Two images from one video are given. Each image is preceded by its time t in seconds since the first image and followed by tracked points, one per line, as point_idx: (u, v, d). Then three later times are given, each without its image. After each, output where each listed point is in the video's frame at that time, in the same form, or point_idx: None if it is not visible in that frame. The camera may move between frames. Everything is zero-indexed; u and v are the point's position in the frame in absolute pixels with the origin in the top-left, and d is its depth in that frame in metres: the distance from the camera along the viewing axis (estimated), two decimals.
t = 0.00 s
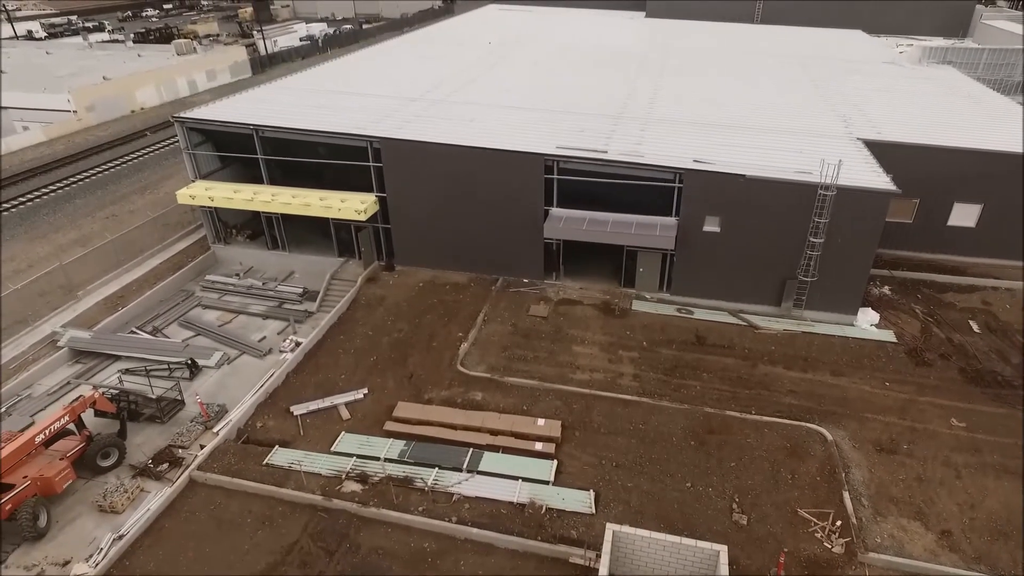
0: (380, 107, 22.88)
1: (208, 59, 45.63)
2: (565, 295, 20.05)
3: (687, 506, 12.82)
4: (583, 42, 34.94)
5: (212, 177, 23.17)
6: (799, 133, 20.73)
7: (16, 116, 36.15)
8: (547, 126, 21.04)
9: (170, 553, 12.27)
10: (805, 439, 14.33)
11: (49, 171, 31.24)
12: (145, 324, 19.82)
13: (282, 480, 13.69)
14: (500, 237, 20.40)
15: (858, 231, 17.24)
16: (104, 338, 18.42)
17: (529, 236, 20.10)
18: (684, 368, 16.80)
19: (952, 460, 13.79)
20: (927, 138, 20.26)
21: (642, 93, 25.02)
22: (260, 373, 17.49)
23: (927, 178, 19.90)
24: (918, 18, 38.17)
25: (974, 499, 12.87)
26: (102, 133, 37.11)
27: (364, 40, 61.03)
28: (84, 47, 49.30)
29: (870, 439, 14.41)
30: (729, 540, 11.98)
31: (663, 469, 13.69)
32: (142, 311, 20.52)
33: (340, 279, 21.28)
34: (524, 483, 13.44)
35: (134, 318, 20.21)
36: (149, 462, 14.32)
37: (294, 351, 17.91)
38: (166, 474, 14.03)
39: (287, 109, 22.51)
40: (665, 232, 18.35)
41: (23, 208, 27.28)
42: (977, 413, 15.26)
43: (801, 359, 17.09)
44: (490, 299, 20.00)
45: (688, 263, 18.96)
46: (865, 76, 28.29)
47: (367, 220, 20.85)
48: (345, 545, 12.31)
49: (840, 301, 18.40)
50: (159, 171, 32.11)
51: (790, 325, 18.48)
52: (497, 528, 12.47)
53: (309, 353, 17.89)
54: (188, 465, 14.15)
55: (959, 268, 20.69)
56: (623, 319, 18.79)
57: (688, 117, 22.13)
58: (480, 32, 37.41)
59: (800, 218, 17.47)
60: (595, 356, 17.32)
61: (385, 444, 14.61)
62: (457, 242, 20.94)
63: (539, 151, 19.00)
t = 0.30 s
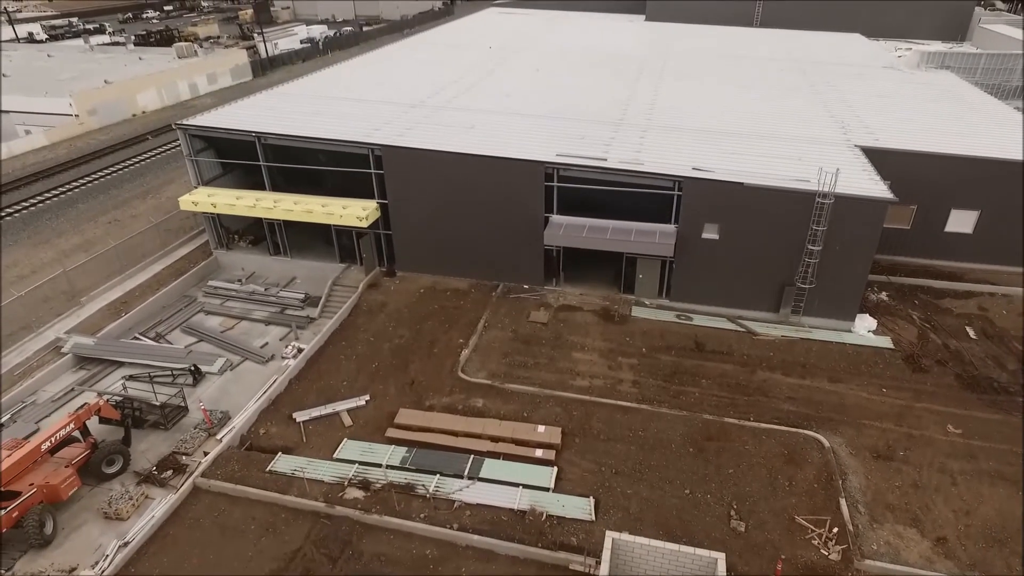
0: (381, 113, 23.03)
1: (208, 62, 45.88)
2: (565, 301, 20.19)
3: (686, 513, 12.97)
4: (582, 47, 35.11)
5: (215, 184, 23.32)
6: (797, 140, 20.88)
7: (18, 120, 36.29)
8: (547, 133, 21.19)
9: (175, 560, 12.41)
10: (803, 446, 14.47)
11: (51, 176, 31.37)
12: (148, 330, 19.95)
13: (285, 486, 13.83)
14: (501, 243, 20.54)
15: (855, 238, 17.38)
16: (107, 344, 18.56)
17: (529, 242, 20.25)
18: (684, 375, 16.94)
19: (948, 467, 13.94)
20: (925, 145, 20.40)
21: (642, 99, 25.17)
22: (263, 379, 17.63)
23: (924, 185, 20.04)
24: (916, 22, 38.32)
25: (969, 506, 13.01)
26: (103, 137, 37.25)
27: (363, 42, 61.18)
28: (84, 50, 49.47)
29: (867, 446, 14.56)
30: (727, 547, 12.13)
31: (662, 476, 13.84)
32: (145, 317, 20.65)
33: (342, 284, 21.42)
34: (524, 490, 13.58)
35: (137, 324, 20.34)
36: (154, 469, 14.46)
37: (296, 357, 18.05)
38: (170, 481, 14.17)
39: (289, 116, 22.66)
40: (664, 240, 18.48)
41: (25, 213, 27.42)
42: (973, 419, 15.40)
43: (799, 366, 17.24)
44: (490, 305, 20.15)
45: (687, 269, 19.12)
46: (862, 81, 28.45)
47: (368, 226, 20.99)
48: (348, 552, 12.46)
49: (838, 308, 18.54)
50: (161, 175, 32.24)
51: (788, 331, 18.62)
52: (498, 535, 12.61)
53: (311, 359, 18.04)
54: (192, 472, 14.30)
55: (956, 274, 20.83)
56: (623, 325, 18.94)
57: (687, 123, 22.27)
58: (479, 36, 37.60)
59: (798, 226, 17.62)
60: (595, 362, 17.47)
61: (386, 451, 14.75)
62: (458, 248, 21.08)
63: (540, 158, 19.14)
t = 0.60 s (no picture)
0: (382, 119, 23.16)
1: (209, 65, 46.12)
2: (565, 306, 20.33)
3: (684, 519, 13.10)
4: (581, 51, 35.30)
5: (216, 189, 23.44)
6: (795, 147, 21.02)
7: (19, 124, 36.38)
8: (547, 140, 21.32)
9: (179, 567, 12.54)
10: (800, 453, 14.61)
11: (53, 180, 31.48)
12: (151, 336, 20.08)
13: (287, 493, 13.96)
14: (501, 249, 20.67)
15: (853, 245, 17.52)
16: (110, 350, 18.68)
17: (529, 248, 20.38)
18: (683, 381, 17.08)
19: (944, 473, 14.09)
20: (922, 151, 20.52)
21: (641, 104, 25.32)
22: (265, 386, 17.76)
23: (922, 191, 20.17)
24: (914, 25, 38.47)
25: (965, 513, 13.14)
26: (104, 140, 37.36)
27: (364, 44, 61.25)
28: (84, 52, 49.59)
29: (864, 453, 14.70)
30: (725, 554, 12.27)
31: (662, 482, 13.97)
32: (147, 323, 20.77)
33: (343, 290, 21.55)
34: (525, 497, 13.71)
35: (140, 330, 20.46)
36: (158, 475, 14.59)
37: (298, 363, 18.18)
38: (174, 488, 14.30)
39: (290, 122, 22.78)
40: (663, 246, 18.62)
41: (27, 218, 27.53)
42: (970, 425, 15.53)
43: (797, 372, 17.38)
44: (490, 311, 20.28)
45: (686, 276, 19.27)
46: (861, 86, 28.60)
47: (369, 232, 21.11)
48: (350, 558, 12.61)
49: (835, 314, 18.69)
50: (162, 180, 32.36)
51: (786, 337, 18.77)
52: (498, 541, 12.74)
53: (313, 366, 18.16)
54: (196, 479, 14.42)
55: (954, 279, 20.96)
56: (622, 331, 19.07)
57: (686, 129, 22.42)
58: (479, 41, 37.77)
59: (796, 233, 17.77)
60: (594, 368, 17.60)
61: (388, 457, 14.89)
62: (458, 254, 21.22)
63: (539, 165, 19.27)
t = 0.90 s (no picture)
0: (383, 125, 23.25)
1: (209, 68, 46.20)
2: (565, 311, 20.43)
3: (683, 525, 13.21)
4: (581, 55, 35.39)
5: (217, 194, 23.53)
6: (794, 152, 21.13)
7: (20, 127, 36.45)
8: (547, 145, 21.41)
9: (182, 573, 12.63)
10: (799, 459, 14.71)
11: (54, 184, 31.54)
12: (153, 341, 20.17)
13: (289, 499, 14.06)
14: (501, 255, 20.77)
15: (851, 251, 17.62)
16: (112, 355, 18.77)
17: (529, 254, 20.47)
18: (682, 387, 17.17)
19: (941, 479, 14.19)
20: (921, 157, 20.62)
21: (640, 109, 25.43)
22: (266, 391, 17.84)
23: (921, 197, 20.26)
24: (912, 28, 38.57)
25: (962, 519, 13.23)
26: (105, 143, 37.43)
27: (364, 46, 61.32)
28: (84, 54, 49.64)
29: (862, 458, 14.80)
30: (724, 561, 12.37)
31: (661, 488, 14.07)
32: (149, 328, 20.86)
33: (344, 295, 21.65)
34: (525, 502, 13.81)
35: (142, 335, 20.55)
36: (160, 481, 14.69)
37: (299, 368, 18.27)
38: (177, 494, 14.40)
39: (291, 128, 22.86)
40: (662, 252, 18.72)
41: (28, 222, 27.60)
42: (967, 430, 15.63)
43: (796, 377, 17.47)
44: (491, 315, 20.38)
45: (685, 281, 19.37)
46: (859, 90, 28.71)
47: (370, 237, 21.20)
48: (352, 564, 12.71)
49: (833, 319, 18.80)
50: (163, 183, 32.44)
51: (785, 342, 18.87)
52: (498, 547, 12.84)
53: (314, 371, 18.25)
54: (198, 484, 14.52)
55: (952, 284, 21.08)
56: (622, 337, 19.16)
57: (685, 135, 22.52)
58: (479, 44, 37.86)
59: (795, 239, 17.86)
60: (594, 374, 17.70)
61: (389, 463, 14.98)
62: (458, 259, 21.31)
63: (539, 171, 19.35)
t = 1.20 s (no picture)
0: (382, 130, 23.32)
1: (208, 71, 46.24)
2: (564, 316, 20.50)
3: (681, 531, 13.29)
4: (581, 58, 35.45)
5: (217, 199, 23.59)
6: (792, 158, 21.22)
7: (19, 130, 36.47)
8: (546, 150, 21.49)
9: None
10: (796, 465, 14.79)
11: (54, 187, 31.58)
12: (153, 346, 20.22)
13: (289, 505, 14.12)
14: (501, 260, 20.85)
15: (848, 257, 17.70)
16: (113, 361, 18.82)
17: (529, 259, 20.55)
18: (680, 392, 17.24)
19: (938, 485, 14.27)
20: (918, 162, 20.70)
21: (639, 113, 25.52)
22: (267, 397, 17.90)
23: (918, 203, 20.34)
24: (911, 31, 38.65)
25: (959, 525, 13.30)
26: (104, 146, 37.47)
27: (363, 48, 61.36)
28: (84, 56, 49.68)
29: (859, 464, 14.88)
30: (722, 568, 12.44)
31: (659, 494, 14.15)
32: (149, 333, 20.91)
33: (344, 300, 21.72)
34: (523, 509, 13.88)
35: (142, 340, 20.61)
36: (160, 488, 14.76)
37: (299, 374, 18.34)
38: (177, 500, 14.47)
39: (291, 133, 22.93)
40: (660, 258, 18.79)
41: (29, 226, 27.64)
42: (963, 436, 15.70)
43: (794, 383, 17.54)
44: (490, 320, 20.45)
45: (684, 286, 19.45)
46: (858, 94, 28.81)
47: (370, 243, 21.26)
48: (351, 571, 12.78)
49: (831, 324, 18.88)
50: (163, 187, 32.49)
51: (783, 347, 18.95)
52: (497, 554, 12.92)
53: (314, 376, 18.32)
54: (198, 491, 14.58)
55: (949, 289, 21.17)
56: (621, 342, 19.24)
57: (684, 140, 22.61)
58: (479, 47, 37.94)
59: (793, 245, 17.94)
60: (593, 379, 17.77)
61: (388, 469, 15.05)
62: (458, 264, 21.39)
63: (538, 177, 19.42)
